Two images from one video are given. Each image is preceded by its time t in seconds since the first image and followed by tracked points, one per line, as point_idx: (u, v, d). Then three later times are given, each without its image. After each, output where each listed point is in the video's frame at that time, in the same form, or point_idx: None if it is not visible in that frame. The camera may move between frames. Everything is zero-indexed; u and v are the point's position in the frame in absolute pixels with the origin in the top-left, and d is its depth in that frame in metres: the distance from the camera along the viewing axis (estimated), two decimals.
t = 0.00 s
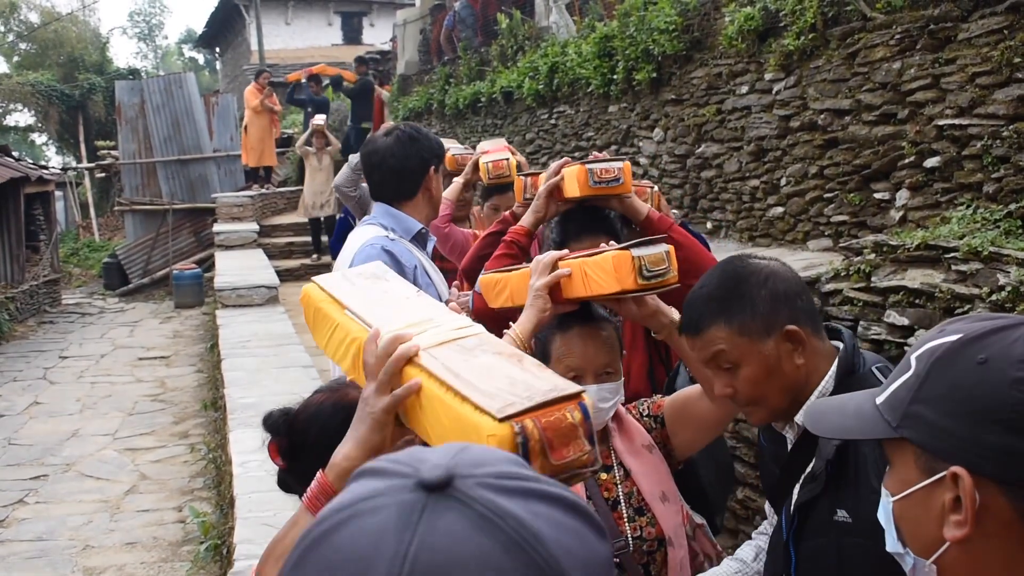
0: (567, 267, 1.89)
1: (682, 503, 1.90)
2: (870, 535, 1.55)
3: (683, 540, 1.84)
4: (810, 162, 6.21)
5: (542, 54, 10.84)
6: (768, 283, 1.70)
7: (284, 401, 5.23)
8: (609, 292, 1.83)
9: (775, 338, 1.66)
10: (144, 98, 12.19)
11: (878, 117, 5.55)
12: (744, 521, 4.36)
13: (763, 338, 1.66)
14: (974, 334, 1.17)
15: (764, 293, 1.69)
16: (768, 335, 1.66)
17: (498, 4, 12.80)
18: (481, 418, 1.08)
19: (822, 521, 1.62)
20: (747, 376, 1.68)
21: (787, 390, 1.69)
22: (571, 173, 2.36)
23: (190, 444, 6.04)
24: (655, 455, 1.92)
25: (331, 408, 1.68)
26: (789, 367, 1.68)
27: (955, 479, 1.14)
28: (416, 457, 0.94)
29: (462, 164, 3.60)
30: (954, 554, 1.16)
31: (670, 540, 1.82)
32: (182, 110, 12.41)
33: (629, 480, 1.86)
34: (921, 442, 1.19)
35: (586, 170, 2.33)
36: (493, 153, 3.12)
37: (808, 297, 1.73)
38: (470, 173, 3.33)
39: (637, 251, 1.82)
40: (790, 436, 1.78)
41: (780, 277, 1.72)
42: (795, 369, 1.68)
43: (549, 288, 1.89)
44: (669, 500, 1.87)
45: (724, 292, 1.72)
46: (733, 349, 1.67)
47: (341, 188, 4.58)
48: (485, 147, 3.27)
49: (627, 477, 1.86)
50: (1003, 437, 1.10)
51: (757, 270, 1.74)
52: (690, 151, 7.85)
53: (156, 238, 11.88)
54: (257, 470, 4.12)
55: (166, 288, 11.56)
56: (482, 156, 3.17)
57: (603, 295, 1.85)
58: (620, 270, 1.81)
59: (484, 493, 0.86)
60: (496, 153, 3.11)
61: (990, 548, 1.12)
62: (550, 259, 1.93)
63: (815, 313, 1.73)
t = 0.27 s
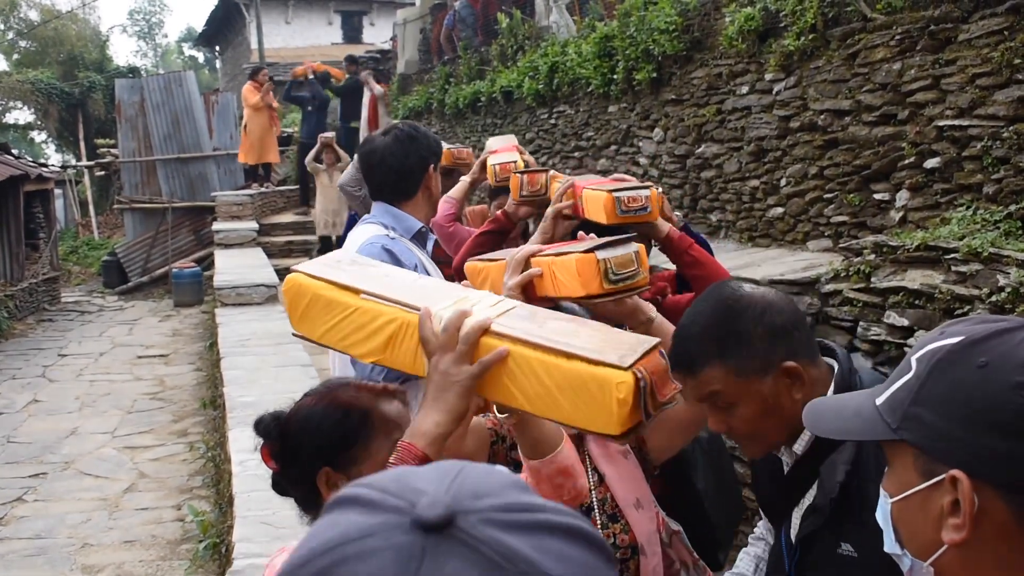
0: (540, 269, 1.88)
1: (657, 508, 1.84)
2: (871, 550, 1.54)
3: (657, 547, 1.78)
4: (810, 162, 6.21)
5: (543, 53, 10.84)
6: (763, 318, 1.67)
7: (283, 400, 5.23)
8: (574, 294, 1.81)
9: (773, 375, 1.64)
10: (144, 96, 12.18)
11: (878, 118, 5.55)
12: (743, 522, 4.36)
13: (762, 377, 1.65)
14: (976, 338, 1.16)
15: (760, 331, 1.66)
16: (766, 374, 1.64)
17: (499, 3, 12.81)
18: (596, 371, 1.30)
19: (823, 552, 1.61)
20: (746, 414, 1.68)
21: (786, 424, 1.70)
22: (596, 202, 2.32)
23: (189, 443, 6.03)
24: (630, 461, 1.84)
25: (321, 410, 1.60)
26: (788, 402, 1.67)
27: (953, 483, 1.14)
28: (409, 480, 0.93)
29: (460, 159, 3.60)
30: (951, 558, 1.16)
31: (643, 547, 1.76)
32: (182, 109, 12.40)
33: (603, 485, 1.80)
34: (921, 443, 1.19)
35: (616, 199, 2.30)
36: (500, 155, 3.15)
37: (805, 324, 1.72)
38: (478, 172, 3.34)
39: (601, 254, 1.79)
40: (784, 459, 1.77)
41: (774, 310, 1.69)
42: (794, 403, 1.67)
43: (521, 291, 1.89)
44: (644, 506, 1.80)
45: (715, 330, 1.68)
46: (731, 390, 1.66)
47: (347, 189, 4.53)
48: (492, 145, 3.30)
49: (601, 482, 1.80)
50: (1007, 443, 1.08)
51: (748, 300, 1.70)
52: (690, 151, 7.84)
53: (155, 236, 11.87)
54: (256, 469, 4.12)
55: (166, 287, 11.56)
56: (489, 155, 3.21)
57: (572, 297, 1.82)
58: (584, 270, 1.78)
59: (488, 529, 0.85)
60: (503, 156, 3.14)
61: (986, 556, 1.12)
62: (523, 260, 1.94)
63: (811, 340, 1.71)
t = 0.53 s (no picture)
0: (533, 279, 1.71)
1: (646, 513, 1.83)
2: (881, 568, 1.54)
3: (648, 554, 1.77)
4: (810, 161, 6.20)
5: (543, 53, 10.84)
6: (770, 329, 1.67)
7: (284, 400, 5.23)
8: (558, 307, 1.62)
9: (778, 385, 1.64)
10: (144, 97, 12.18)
11: (879, 116, 5.54)
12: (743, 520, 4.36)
13: (767, 388, 1.64)
14: (974, 342, 1.15)
15: (765, 340, 1.66)
16: (771, 385, 1.64)
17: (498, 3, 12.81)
18: (643, 312, 1.23)
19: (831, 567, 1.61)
20: (750, 424, 1.67)
21: (792, 436, 1.69)
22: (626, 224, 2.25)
23: (189, 443, 6.04)
24: (620, 467, 1.82)
25: (326, 411, 1.59)
26: (793, 413, 1.66)
27: (947, 489, 1.14)
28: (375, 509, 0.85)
29: (460, 159, 3.60)
30: (944, 562, 1.16)
31: (632, 555, 1.76)
32: (182, 109, 12.40)
33: (592, 491, 1.79)
34: (915, 448, 1.19)
35: (649, 218, 2.20)
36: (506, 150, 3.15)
37: (813, 335, 1.72)
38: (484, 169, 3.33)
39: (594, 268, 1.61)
40: (790, 469, 1.76)
41: (780, 319, 1.69)
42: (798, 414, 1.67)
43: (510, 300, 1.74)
44: (634, 513, 1.79)
45: (720, 338, 1.67)
46: (735, 401, 1.65)
47: (342, 193, 4.54)
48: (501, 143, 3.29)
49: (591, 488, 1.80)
50: (1003, 451, 1.08)
51: (755, 309, 1.70)
52: (690, 150, 7.84)
53: (155, 237, 11.87)
54: (257, 469, 4.12)
55: (166, 287, 11.56)
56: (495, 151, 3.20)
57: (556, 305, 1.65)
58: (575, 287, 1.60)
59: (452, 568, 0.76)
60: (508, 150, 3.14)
61: (979, 561, 1.12)
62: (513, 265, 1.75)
63: (818, 351, 1.71)
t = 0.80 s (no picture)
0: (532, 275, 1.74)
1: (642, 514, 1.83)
2: None
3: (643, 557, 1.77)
4: (810, 160, 6.20)
5: (542, 52, 10.83)
6: (779, 328, 1.66)
7: (284, 400, 5.23)
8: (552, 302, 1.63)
9: (782, 388, 1.64)
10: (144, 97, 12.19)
11: (878, 116, 5.54)
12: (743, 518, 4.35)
13: (771, 391, 1.64)
14: (971, 342, 1.14)
15: (773, 341, 1.65)
16: (775, 387, 1.64)
17: (497, 3, 12.80)
18: (653, 303, 1.26)
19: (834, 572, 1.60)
20: (754, 425, 1.66)
21: (793, 441, 1.68)
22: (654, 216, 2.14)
23: (189, 443, 6.04)
24: (617, 468, 1.82)
25: (332, 410, 1.59)
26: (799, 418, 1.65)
27: (939, 488, 1.13)
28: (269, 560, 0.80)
29: (461, 160, 3.62)
30: (935, 561, 1.16)
31: (629, 558, 1.76)
32: (182, 109, 12.40)
33: (588, 493, 1.81)
34: (907, 446, 1.18)
35: (675, 209, 2.11)
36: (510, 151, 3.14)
37: (826, 340, 1.71)
38: (486, 169, 3.32)
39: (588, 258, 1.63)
40: (796, 473, 1.75)
41: (790, 320, 1.68)
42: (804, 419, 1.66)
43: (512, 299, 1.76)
44: (631, 515, 1.80)
45: (726, 337, 1.67)
46: (736, 401, 1.65)
47: (338, 192, 4.56)
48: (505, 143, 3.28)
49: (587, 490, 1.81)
50: (995, 452, 1.07)
51: (765, 309, 1.69)
52: (690, 150, 7.84)
53: (155, 237, 11.87)
54: (257, 469, 4.12)
55: (166, 288, 11.55)
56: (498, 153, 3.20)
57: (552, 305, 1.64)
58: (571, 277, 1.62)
59: None
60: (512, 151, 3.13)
61: (970, 562, 1.12)
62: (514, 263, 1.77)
63: (829, 355, 1.70)
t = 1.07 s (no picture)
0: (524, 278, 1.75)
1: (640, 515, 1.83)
2: None
3: (641, 558, 1.78)
4: (809, 160, 6.20)
5: (542, 52, 10.82)
6: (798, 313, 1.69)
7: (284, 401, 5.23)
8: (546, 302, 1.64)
9: (796, 375, 1.65)
10: (143, 98, 12.21)
11: (878, 115, 5.54)
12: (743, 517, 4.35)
13: (784, 379, 1.65)
14: (963, 337, 1.14)
15: (794, 327, 1.68)
16: (788, 374, 1.65)
17: (497, 3, 12.79)
18: (617, 316, 1.24)
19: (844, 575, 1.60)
20: (763, 411, 1.68)
21: (799, 434, 1.68)
22: (659, 234, 2.17)
23: (189, 444, 6.04)
24: (613, 468, 1.80)
25: (350, 419, 1.56)
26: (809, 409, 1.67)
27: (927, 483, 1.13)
28: None
29: (462, 159, 3.61)
30: (924, 557, 1.16)
31: (625, 559, 1.77)
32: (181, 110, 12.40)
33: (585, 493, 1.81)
34: (899, 442, 1.18)
35: (688, 231, 2.14)
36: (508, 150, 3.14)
37: (846, 333, 1.74)
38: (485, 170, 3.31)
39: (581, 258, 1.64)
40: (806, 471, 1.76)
41: (816, 312, 1.70)
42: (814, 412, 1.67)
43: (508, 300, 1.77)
44: (628, 515, 1.80)
45: (749, 317, 1.71)
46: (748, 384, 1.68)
47: (341, 195, 4.56)
48: (503, 144, 3.27)
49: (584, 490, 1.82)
50: (985, 450, 1.07)
51: (790, 296, 1.72)
52: (689, 150, 7.84)
53: (154, 238, 11.86)
54: (257, 470, 4.12)
55: (165, 289, 11.55)
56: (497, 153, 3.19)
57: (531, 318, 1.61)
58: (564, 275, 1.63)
59: None
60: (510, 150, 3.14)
61: (959, 557, 1.11)
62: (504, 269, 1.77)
63: (848, 350, 1.73)
